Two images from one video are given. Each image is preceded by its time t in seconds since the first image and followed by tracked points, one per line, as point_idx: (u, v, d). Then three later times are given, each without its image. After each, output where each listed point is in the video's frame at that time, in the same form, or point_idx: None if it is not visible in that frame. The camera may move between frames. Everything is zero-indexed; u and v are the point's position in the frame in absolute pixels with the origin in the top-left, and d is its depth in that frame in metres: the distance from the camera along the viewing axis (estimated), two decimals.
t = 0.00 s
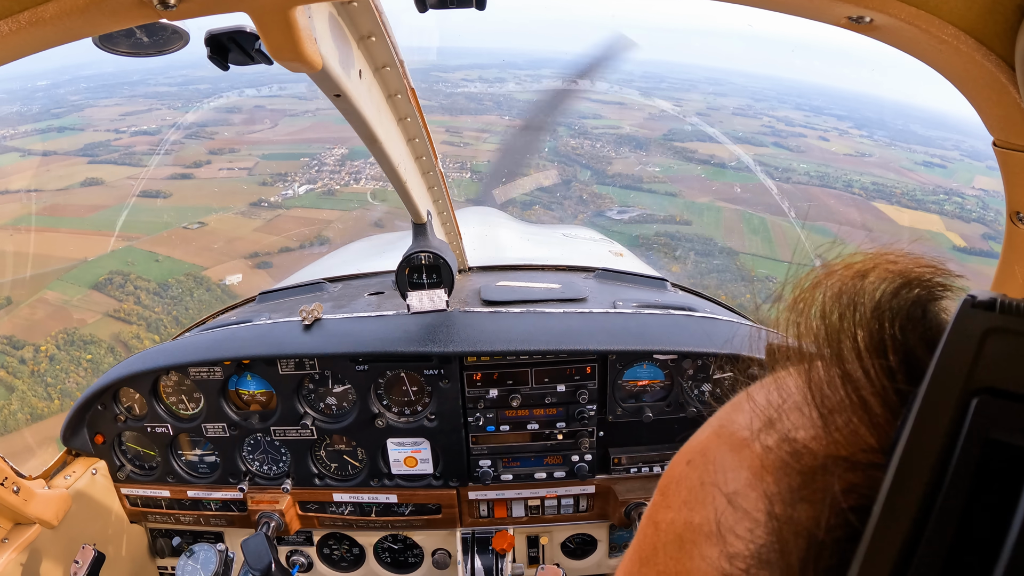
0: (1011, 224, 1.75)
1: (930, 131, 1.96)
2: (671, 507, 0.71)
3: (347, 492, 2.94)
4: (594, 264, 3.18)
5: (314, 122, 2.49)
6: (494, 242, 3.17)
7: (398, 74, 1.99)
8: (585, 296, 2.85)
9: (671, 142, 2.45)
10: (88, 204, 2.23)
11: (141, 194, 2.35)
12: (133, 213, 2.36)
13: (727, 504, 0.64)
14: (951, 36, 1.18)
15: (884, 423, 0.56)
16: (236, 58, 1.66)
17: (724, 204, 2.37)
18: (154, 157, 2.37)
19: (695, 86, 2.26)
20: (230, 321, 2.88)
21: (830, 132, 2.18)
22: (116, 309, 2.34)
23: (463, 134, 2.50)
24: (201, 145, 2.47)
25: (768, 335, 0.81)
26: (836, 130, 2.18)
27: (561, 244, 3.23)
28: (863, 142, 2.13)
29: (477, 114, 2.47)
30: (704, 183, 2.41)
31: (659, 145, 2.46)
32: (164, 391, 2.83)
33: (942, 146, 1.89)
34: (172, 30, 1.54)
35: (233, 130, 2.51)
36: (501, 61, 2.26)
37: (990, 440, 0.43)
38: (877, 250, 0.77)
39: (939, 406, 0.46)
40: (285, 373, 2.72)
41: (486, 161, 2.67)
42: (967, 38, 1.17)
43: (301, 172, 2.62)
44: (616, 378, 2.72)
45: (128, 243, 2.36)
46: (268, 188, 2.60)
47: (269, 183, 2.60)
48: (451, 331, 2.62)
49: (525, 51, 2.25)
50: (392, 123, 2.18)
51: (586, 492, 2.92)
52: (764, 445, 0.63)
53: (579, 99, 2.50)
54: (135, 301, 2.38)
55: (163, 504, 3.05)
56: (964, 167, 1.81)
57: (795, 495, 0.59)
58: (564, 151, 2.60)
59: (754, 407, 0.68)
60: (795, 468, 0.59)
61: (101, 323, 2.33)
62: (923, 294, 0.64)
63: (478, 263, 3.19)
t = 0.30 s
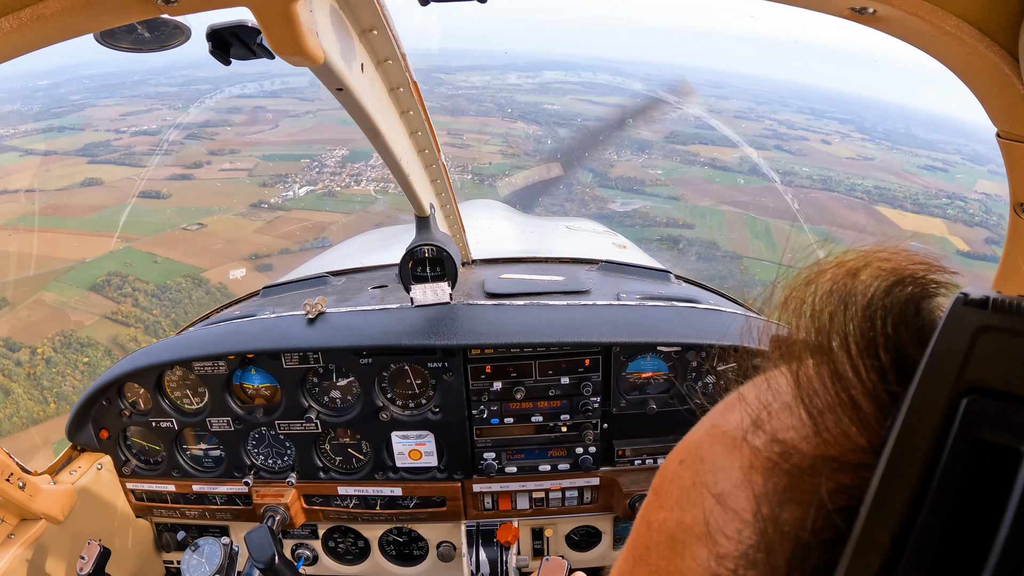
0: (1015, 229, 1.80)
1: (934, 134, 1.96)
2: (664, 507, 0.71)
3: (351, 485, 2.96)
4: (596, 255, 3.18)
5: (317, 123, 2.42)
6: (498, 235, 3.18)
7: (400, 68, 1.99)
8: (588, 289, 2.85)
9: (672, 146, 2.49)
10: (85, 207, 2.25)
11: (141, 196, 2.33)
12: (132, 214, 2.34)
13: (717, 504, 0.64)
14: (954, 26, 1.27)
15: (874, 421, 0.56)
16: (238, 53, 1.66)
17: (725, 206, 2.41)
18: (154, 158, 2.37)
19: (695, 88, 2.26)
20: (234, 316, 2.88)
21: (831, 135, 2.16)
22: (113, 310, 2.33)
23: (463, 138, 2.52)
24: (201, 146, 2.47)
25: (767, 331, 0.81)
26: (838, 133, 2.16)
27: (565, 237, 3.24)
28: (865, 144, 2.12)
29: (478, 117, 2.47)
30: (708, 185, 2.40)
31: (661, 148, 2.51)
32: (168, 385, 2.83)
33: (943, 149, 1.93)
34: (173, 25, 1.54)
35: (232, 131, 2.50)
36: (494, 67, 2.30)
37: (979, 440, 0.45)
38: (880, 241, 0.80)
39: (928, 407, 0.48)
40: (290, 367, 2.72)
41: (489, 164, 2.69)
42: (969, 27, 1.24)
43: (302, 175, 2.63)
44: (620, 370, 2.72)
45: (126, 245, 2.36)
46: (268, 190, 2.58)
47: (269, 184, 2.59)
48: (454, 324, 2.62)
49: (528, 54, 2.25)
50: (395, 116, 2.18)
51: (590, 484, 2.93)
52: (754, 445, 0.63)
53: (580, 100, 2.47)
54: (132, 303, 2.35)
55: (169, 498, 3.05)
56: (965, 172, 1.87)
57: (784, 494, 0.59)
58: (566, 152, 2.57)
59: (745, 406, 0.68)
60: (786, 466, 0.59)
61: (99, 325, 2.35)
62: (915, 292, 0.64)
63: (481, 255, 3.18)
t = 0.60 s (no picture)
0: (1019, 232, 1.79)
1: (937, 139, 2.01)
2: (659, 507, 0.71)
3: (356, 481, 2.96)
4: (600, 251, 3.17)
5: (318, 125, 2.46)
6: (501, 230, 3.19)
7: (403, 64, 1.98)
8: (593, 284, 2.85)
9: (676, 148, 2.36)
10: (84, 207, 2.24)
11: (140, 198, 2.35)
12: (135, 215, 2.35)
13: (711, 504, 0.64)
14: (959, 20, 1.29)
15: (868, 421, 0.56)
16: (239, 50, 1.66)
17: (727, 211, 2.41)
18: (154, 158, 2.34)
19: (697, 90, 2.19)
20: (238, 312, 2.89)
21: (834, 138, 2.16)
22: (111, 312, 2.33)
23: (465, 139, 2.54)
24: (201, 146, 2.43)
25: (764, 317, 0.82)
26: (840, 137, 2.15)
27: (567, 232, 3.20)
28: (868, 148, 2.13)
29: (479, 118, 2.45)
30: (710, 189, 2.43)
31: (664, 151, 2.38)
32: (173, 382, 2.83)
33: (945, 152, 2.00)
34: (175, 23, 1.54)
35: (233, 132, 2.44)
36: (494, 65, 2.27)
37: (972, 441, 0.45)
38: (884, 237, 0.81)
39: (922, 408, 0.47)
40: (294, 364, 2.73)
41: (489, 167, 2.68)
42: (975, 23, 1.28)
43: (303, 176, 2.62)
44: (623, 365, 2.72)
45: (126, 245, 2.34)
46: (269, 191, 2.58)
47: (269, 185, 2.57)
48: (459, 320, 2.62)
49: (524, 58, 2.24)
50: (397, 113, 2.17)
51: (595, 478, 2.94)
52: (749, 445, 0.63)
53: (581, 103, 2.45)
54: (131, 305, 2.37)
55: (174, 495, 3.07)
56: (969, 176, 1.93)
57: (778, 495, 0.59)
58: (569, 155, 2.54)
59: (740, 406, 0.68)
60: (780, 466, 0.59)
61: (96, 327, 2.33)
62: (911, 291, 0.64)
63: (484, 251, 3.18)
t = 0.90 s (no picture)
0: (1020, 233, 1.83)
1: (940, 143, 2.04)
2: (668, 502, 0.71)
3: (358, 481, 2.96)
4: (600, 248, 3.17)
5: (322, 126, 2.38)
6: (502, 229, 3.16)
7: (404, 62, 1.98)
8: (594, 281, 2.85)
9: (677, 152, 2.39)
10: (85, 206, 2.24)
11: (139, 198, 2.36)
12: (137, 215, 2.35)
13: (723, 498, 0.64)
14: (960, 15, 1.29)
15: (881, 413, 0.56)
16: (240, 49, 1.66)
17: (731, 216, 2.37)
18: (155, 158, 2.35)
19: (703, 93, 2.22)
20: (240, 312, 2.89)
21: (835, 143, 2.17)
22: (109, 315, 2.31)
23: (467, 141, 2.52)
24: (202, 147, 2.46)
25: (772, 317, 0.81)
26: (841, 141, 2.17)
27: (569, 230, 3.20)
28: (869, 152, 2.12)
29: (480, 120, 2.45)
30: (713, 193, 2.37)
31: (665, 154, 2.40)
32: (175, 382, 2.84)
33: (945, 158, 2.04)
34: (175, 23, 1.54)
35: (234, 133, 2.47)
36: (494, 64, 2.33)
37: (986, 432, 0.45)
38: (884, 237, 0.81)
39: (936, 401, 0.48)
40: (296, 363, 2.73)
41: (490, 168, 2.70)
42: (976, 17, 1.28)
43: (304, 178, 2.59)
44: (626, 362, 2.72)
45: (126, 246, 2.33)
46: (270, 193, 2.58)
47: (271, 187, 2.58)
48: (461, 318, 2.62)
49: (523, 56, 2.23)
50: (398, 111, 2.17)
51: (598, 476, 2.94)
52: (760, 439, 0.63)
53: (583, 105, 2.41)
54: (129, 306, 2.37)
55: (178, 495, 3.07)
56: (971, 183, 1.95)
57: (793, 489, 0.59)
58: (572, 158, 2.56)
59: (749, 399, 0.68)
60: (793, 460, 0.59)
61: (95, 329, 2.32)
62: (916, 284, 0.65)
63: (486, 249, 3.17)
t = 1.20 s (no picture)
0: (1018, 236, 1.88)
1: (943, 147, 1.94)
2: (687, 481, 0.71)
3: (362, 480, 2.96)
4: (598, 245, 3.19)
5: (321, 129, 2.43)
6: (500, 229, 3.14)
7: (401, 62, 1.98)
8: (594, 278, 2.85)
9: (682, 155, 2.41)
10: (87, 209, 2.22)
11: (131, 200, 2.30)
12: (136, 217, 2.33)
13: (744, 473, 0.64)
14: (955, 6, 1.30)
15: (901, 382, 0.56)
16: (237, 51, 1.66)
17: (734, 219, 2.41)
18: (155, 159, 2.31)
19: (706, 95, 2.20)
20: (240, 314, 2.89)
21: (838, 147, 2.09)
22: (108, 318, 2.38)
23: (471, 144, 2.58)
24: (204, 148, 2.42)
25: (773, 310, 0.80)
26: (845, 145, 2.09)
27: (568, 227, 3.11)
28: (873, 155, 2.05)
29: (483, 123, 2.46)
30: (719, 197, 2.39)
31: (670, 157, 2.42)
32: (176, 385, 2.84)
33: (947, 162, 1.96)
34: (171, 25, 1.53)
35: (235, 134, 2.44)
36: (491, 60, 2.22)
37: (1004, 394, 0.46)
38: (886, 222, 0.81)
39: (954, 369, 0.48)
40: (297, 364, 2.73)
41: (498, 172, 2.74)
42: (972, 9, 1.29)
43: (305, 180, 2.57)
44: (627, 358, 2.72)
45: (126, 249, 2.38)
46: (271, 195, 2.57)
47: (272, 189, 2.55)
48: (461, 316, 2.62)
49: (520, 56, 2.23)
50: (395, 110, 2.17)
51: (601, 472, 2.94)
52: (778, 415, 0.63)
53: (587, 108, 2.41)
54: (128, 309, 2.44)
55: (180, 498, 3.07)
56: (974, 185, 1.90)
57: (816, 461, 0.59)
58: (574, 159, 2.61)
59: (764, 378, 0.68)
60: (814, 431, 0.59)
61: (93, 332, 2.38)
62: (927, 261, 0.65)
63: (485, 247, 3.19)
